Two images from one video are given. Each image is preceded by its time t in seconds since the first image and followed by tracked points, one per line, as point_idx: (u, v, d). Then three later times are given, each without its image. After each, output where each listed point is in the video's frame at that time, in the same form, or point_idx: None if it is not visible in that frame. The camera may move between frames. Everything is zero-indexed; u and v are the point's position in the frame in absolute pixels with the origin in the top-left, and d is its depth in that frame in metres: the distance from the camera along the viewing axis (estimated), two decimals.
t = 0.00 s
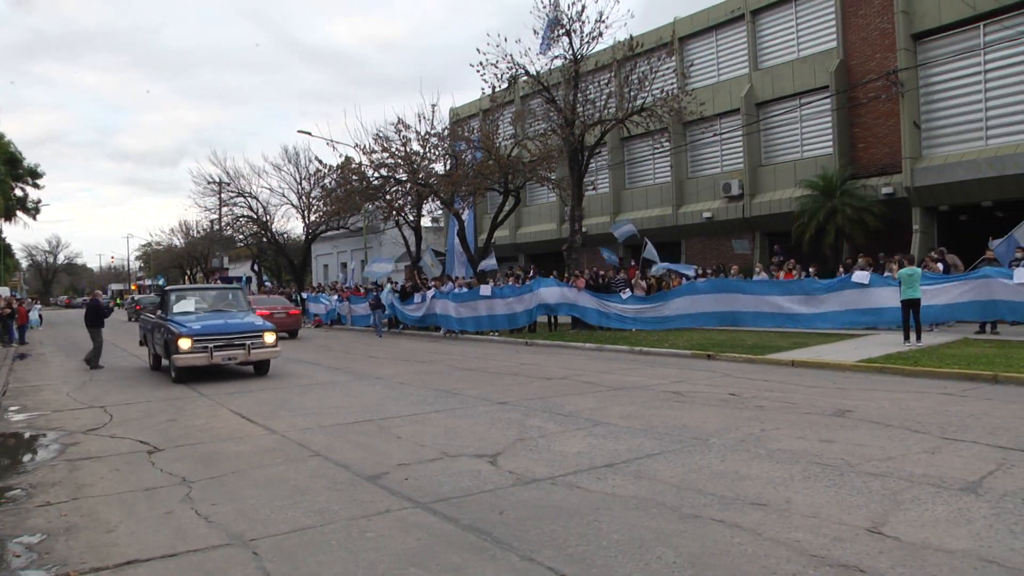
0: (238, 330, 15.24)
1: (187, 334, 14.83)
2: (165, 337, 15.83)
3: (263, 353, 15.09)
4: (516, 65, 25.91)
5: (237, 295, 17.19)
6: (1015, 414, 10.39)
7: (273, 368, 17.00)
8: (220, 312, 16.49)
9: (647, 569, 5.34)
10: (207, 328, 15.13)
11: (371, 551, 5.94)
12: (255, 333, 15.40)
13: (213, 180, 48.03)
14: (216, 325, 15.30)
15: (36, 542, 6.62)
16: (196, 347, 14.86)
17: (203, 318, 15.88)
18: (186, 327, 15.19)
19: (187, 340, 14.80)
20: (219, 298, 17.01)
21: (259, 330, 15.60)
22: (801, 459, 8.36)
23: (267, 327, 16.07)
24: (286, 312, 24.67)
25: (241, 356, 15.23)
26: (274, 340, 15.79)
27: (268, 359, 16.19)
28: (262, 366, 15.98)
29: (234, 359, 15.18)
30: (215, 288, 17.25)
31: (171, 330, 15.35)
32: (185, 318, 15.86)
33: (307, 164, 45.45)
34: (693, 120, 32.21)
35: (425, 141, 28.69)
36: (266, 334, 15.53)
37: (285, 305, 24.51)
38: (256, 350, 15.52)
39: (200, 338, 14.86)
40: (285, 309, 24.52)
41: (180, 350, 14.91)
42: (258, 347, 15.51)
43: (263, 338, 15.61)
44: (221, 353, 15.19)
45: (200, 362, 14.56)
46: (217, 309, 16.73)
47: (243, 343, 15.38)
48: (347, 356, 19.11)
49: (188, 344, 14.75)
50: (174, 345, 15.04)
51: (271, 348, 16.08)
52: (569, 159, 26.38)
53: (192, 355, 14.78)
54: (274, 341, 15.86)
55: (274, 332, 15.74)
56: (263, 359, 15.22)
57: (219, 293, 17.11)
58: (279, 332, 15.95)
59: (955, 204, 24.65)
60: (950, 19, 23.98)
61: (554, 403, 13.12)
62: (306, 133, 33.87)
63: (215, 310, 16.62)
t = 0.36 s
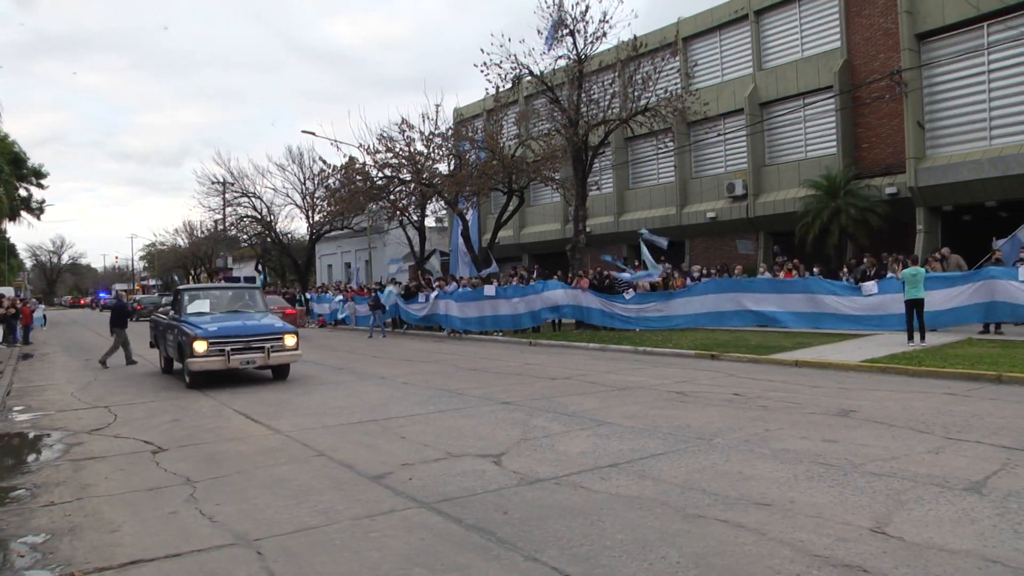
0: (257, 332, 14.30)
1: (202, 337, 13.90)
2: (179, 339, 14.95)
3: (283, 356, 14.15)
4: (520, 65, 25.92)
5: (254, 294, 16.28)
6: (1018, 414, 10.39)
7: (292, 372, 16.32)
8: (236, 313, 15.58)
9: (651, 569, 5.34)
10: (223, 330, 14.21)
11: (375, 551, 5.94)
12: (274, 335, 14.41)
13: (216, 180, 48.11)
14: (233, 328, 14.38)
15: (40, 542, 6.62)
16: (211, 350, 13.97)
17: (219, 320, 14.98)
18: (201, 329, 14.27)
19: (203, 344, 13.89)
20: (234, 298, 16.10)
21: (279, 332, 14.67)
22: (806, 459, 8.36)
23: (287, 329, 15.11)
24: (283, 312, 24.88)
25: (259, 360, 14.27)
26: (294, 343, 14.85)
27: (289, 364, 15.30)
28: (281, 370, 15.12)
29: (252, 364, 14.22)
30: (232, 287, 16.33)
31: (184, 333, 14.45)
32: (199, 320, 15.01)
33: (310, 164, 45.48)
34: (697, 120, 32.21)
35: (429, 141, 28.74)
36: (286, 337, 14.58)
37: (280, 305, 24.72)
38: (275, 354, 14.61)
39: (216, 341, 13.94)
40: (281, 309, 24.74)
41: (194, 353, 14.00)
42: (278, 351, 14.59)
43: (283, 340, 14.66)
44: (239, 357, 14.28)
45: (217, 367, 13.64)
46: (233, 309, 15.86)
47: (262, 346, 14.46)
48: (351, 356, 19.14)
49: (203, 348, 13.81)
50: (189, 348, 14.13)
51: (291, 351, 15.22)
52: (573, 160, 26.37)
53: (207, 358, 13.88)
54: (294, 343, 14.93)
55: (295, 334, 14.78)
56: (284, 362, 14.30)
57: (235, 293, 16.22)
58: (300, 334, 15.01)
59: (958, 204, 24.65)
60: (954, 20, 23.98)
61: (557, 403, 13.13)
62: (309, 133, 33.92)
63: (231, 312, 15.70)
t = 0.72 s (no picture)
0: (278, 335, 13.56)
1: (221, 341, 13.17)
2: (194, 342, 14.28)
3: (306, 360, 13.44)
4: (525, 65, 25.94)
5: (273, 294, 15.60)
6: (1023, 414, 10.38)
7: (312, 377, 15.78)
8: (254, 315, 14.88)
9: (657, 569, 5.33)
10: (241, 333, 13.48)
11: (380, 551, 5.94)
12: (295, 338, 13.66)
13: (221, 180, 48.19)
14: (253, 330, 13.65)
15: (45, 542, 6.62)
16: (230, 353, 13.27)
17: (237, 322, 14.27)
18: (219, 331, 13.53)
19: (221, 347, 13.18)
20: (252, 298, 15.41)
21: (301, 334, 13.97)
22: (812, 459, 8.35)
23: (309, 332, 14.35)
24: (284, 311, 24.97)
25: (280, 364, 13.54)
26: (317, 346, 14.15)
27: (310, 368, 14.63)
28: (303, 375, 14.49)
29: (273, 368, 13.50)
30: (250, 287, 15.63)
31: (201, 335, 13.74)
32: (215, 322, 14.32)
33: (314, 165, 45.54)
34: (702, 120, 32.20)
35: (434, 141, 28.75)
36: (309, 340, 13.87)
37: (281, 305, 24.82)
38: (297, 357, 13.91)
39: (235, 345, 13.20)
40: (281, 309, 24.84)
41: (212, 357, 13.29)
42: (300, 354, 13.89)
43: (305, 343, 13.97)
44: (259, 361, 13.55)
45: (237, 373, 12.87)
46: (251, 309, 15.20)
47: (283, 350, 13.78)
48: (355, 356, 19.12)
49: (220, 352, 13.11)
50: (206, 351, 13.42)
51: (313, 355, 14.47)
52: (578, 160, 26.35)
53: (226, 362, 13.18)
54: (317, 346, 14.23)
55: (318, 337, 14.08)
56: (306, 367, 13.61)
57: (252, 293, 15.55)
58: (323, 337, 14.32)
59: (963, 204, 24.65)
60: (958, 20, 23.99)
61: (562, 403, 13.11)
62: (314, 133, 33.98)
63: (249, 313, 14.99)
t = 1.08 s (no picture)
0: (298, 338, 12.54)
1: (236, 344, 12.15)
2: (205, 346, 13.27)
3: (328, 365, 12.46)
4: (525, 65, 25.97)
5: (290, 293, 14.54)
6: None
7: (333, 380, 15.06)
8: (270, 316, 13.83)
9: (657, 569, 5.33)
10: (258, 336, 12.47)
11: (381, 551, 5.94)
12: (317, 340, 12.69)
13: (222, 180, 48.20)
14: (271, 332, 12.63)
15: (45, 542, 6.62)
16: (246, 359, 12.27)
17: (252, 324, 13.22)
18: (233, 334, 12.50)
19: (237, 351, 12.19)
20: (268, 298, 14.36)
21: (322, 337, 12.94)
22: (812, 459, 8.35)
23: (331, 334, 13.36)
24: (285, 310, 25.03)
25: (300, 369, 12.56)
26: (339, 349, 13.15)
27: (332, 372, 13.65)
28: (321, 379, 13.60)
29: (292, 373, 12.52)
30: (266, 286, 14.57)
31: (214, 339, 12.69)
32: (229, 324, 13.32)
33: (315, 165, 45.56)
34: (703, 120, 32.21)
35: (435, 141, 28.77)
36: (331, 343, 12.86)
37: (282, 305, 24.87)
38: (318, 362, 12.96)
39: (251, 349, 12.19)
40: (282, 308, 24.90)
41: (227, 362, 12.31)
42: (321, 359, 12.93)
43: (327, 346, 12.96)
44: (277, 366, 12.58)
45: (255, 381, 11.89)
46: (266, 311, 14.14)
47: (302, 354, 12.76)
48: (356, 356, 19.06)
49: (235, 357, 12.12)
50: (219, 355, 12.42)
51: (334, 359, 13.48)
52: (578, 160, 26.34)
53: (242, 368, 12.17)
54: (338, 350, 13.24)
55: (341, 340, 13.06)
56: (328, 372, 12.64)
57: (268, 292, 14.50)
58: (344, 339, 13.31)
59: (964, 204, 24.66)
60: (959, 20, 23.98)
61: (562, 403, 13.10)
62: (315, 133, 33.99)
63: (266, 314, 13.93)
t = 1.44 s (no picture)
0: (320, 341, 11.56)
1: (253, 348, 11.14)
2: (218, 349, 12.23)
3: (354, 370, 11.49)
4: (525, 65, 26.00)
5: (307, 293, 13.47)
6: None
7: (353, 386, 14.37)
8: (288, 317, 12.76)
9: (657, 569, 5.33)
10: (277, 338, 11.40)
11: (381, 551, 5.93)
12: (341, 343, 11.62)
13: (222, 180, 48.24)
14: (290, 333, 11.63)
15: (45, 542, 6.61)
16: (264, 363, 11.19)
17: (268, 325, 12.17)
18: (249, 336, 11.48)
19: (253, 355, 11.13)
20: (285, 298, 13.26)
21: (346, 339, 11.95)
22: (813, 459, 8.34)
23: (356, 336, 12.27)
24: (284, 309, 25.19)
25: (321, 376, 11.48)
26: (362, 354, 12.17)
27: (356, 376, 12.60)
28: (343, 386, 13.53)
29: (313, 380, 11.45)
30: (284, 284, 13.47)
31: (228, 341, 11.66)
32: (244, 324, 12.26)
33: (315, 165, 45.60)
34: (703, 120, 32.21)
35: (434, 141, 28.78)
36: (356, 346, 11.88)
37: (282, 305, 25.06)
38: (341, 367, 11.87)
39: (269, 353, 11.20)
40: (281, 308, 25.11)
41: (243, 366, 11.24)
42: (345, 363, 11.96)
43: (351, 350, 11.97)
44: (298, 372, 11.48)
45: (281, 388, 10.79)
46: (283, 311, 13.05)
47: (325, 358, 11.67)
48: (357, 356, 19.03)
49: (252, 362, 11.09)
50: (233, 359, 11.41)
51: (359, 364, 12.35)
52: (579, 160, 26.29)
53: (260, 374, 11.11)
54: (362, 353, 12.27)
55: (366, 343, 12.08)
56: (351, 378, 11.75)
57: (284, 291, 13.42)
58: (368, 343, 12.34)
59: (964, 204, 24.66)
60: (960, 19, 23.96)
61: (563, 403, 13.09)
62: (315, 133, 34.05)
63: (283, 315, 12.85)
